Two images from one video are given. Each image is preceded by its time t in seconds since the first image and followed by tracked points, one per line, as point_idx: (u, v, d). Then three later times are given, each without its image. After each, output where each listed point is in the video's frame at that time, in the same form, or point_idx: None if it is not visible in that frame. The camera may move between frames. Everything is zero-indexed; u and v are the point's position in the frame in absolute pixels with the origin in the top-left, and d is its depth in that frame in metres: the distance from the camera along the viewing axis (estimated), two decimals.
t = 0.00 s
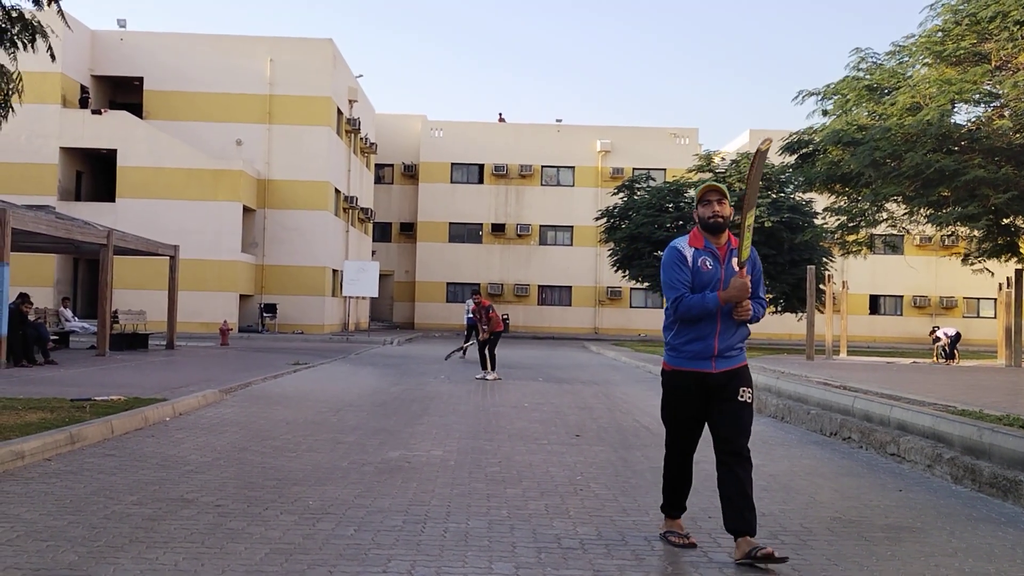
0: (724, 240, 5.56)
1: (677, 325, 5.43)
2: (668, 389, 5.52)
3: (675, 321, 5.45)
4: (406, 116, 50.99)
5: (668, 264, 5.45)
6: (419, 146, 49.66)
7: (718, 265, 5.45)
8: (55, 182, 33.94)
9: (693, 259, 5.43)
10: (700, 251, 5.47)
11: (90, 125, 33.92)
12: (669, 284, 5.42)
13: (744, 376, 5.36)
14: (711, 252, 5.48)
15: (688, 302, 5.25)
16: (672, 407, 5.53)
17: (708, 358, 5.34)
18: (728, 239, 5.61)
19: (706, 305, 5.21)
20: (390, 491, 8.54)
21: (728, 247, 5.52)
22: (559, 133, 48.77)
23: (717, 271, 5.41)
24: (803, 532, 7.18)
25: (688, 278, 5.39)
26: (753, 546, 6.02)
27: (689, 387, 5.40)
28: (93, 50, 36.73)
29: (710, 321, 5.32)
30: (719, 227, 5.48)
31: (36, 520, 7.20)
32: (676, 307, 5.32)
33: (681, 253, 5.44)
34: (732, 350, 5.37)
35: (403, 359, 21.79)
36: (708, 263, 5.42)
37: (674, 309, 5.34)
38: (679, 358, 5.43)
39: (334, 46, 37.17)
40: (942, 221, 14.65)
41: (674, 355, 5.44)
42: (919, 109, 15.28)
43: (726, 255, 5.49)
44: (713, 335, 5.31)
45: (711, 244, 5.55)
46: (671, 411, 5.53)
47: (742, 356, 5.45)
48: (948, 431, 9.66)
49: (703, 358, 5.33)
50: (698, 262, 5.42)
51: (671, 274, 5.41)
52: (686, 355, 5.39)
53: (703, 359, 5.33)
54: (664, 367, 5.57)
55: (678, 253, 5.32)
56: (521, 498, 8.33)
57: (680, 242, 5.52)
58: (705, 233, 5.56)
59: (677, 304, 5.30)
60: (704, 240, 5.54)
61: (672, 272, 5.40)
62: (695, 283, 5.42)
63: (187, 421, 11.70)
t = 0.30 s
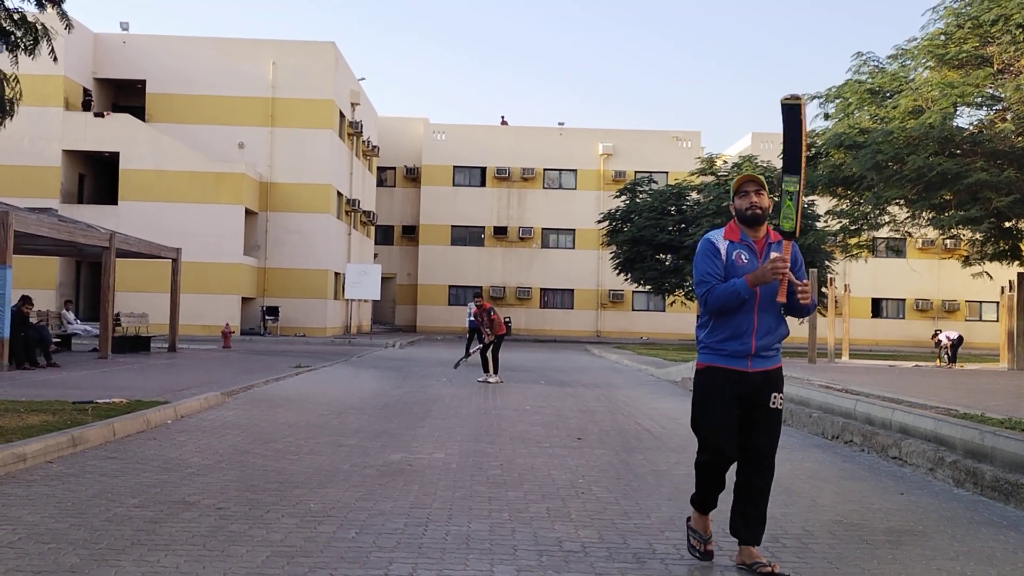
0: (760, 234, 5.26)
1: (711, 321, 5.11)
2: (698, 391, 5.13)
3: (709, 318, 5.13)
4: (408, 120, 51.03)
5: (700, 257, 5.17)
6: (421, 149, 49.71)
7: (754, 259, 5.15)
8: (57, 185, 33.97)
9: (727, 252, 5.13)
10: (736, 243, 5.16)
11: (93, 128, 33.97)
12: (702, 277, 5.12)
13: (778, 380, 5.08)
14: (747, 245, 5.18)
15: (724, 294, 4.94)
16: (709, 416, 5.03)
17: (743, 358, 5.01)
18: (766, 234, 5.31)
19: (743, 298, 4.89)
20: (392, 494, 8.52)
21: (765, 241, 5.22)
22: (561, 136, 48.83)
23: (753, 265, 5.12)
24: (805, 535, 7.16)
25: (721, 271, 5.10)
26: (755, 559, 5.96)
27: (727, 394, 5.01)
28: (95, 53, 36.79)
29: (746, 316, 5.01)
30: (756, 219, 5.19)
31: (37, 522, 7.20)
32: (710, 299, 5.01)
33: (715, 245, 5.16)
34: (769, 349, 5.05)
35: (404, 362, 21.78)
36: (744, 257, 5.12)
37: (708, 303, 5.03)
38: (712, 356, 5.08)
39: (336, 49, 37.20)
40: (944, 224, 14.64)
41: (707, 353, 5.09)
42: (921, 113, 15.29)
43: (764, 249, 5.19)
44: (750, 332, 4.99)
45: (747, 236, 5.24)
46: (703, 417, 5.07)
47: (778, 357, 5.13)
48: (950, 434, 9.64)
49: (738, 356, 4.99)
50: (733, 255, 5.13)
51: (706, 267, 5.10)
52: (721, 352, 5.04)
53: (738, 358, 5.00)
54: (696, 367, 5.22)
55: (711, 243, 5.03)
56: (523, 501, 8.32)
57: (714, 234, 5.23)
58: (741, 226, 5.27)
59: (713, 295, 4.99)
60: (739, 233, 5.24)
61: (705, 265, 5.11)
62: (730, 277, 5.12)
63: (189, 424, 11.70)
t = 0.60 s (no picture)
0: (786, 237, 5.02)
1: (743, 330, 4.88)
2: (732, 402, 4.92)
3: (740, 327, 4.90)
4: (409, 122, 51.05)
5: (730, 264, 4.89)
6: (422, 152, 49.73)
7: (784, 265, 4.92)
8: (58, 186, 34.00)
9: (759, 258, 4.87)
10: (766, 249, 4.90)
11: (94, 129, 34.00)
12: (733, 285, 4.85)
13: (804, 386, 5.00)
14: (777, 250, 4.94)
15: (764, 308, 4.69)
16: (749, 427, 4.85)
17: (778, 369, 4.83)
18: (792, 236, 5.09)
19: (782, 312, 4.66)
20: (391, 496, 8.53)
21: (793, 245, 4.99)
22: (562, 139, 48.84)
23: (784, 272, 4.89)
24: (804, 538, 7.16)
25: (754, 280, 4.84)
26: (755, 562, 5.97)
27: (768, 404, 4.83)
28: (97, 54, 36.85)
29: (783, 327, 4.81)
30: (784, 222, 4.94)
31: (37, 523, 7.20)
32: (746, 310, 4.75)
33: (747, 250, 4.87)
34: (801, 358, 4.91)
35: (404, 364, 21.79)
36: (776, 264, 4.88)
37: (744, 314, 4.77)
38: (747, 366, 4.86)
39: (338, 51, 37.25)
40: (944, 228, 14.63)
41: (740, 364, 4.88)
42: (922, 116, 15.31)
43: (793, 255, 4.97)
44: (785, 343, 4.80)
45: (774, 240, 5.00)
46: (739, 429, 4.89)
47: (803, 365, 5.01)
48: (950, 439, 9.63)
49: (774, 367, 4.81)
50: (765, 261, 4.87)
51: (738, 275, 4.83)
52: (755, 364, 4.84)
53: (775, 369, 4.81)
54: (724, 375, 5.01)
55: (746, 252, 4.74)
56: (523, 503, 8.33)
57: (742, 239, 4.96)
58: (767, 229, 5.00)
59: (748, 308, 4.73)
60: (766, 236, 4.98)
61: (738, 272, 4.83)
62: (762, 284, 4.87)
63: (189, 426, 11.71)
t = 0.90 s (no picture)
0: (809, 226, 4.60)
1: (771, 326, 4.40)
2: (760, 404, 4.42)
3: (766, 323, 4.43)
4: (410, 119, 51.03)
5: (752, 255, 4.42)
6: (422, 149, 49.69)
7: (810, 255, 4.48)
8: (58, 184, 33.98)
9: (783, 248, 4.42)
10: (788, 239, 4.46)
11: (94, 126, 33.97)
12: (757, 278, 4.37)
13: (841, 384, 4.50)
14: (800, 240, 4.50)
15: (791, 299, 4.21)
16: (766, 433, 4.38)
17: (812, 365, 4.36)
18: (813, 225, 4.66)
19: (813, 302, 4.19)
20: (392, 493, 8.53)
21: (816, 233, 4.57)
22: (563, 136, 48.82)
23: (810, 262, 4.44)
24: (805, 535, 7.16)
25: (778, 271, 4.38)
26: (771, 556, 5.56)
27: (799, 405, 4.32)
28: (97, 51, 36.83)
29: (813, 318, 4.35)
30: (805, 211, 4.51)
31: (39, 520, 7.21)
32: (768, 305, 4.27)
33: (767, 243, 4.42)
34: (833, 353, 4.46)
35: (405, 361, 21.78)
36: (801, 254, 4.44)
37: (769, 308, 4.30)
38: (776, 364, 4.38)
39: (339, 48, 37.21)
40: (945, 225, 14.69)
41: (773, 361, 4.39)
42: (922, 114, 15.31)
43: (818, 244, 4.54)
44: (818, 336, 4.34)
45: (796, 230, 4.56)
46: (763, 434, 4.43)
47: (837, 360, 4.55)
48: (951, 436, 9.64)
49: (807, 363, 4.34)
50: (789, 251, 4.42)
51: (762, 267, 4.36)
52: (787, 361, 4.35)
53: (808, 365, 4.34)
54: (751, 377, 4.51)
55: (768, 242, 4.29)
56: (523, 500, 8.33)
57: (762, 230, 4.51)
58: (787, 219, 4.56)
59: (774, 301, 4.26)
60: (788, 226, 4.54)
61: (758, 265, 4.37)
62: (785, 276, 4.41)
63: (190, 423, 11.70)
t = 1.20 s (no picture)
0: (836, 219, 4.28)
1: (787, 325, 4.14)
2: (771, 401, 4.21)
3: (784, 321, 4.16)
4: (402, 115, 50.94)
5: (769, 250, 4.16)
6: (415, 145, 49.62)
7: (834, 249, 4.16)
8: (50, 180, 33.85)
9: (804, 241, 4.13)
10: (810, 232, 4.16)
11: (85, 122, 33.84)
12: (773, 274, 4.11)
13: (872, 383, 4.06)
14: (824, 232, 4.19)
15: (804, 298, 3.96)
16: (770, 427, 4.25)
17: (832, 365, 4.02)
18: (842, 217, 4.33)
19: (827, 300, 3.91)
20: (384, 489, 8.53)
21: (844, 227, 4.24)
22: (555, 131, 48.80)
23: (833, 256, 4.13)
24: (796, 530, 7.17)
25: (796, 267, 4.10)
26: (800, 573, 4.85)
27: (804, 404, 4.06)
28: (88, 47, 36.69)
29: (833, 317, 4.04)
30: (830, 202, 4.22)
31: (30, 516, 7.19)
32: (786, 303, 4.02)
33: (787, 235, 4.15)
34: (859, 352, 4.08)
35: (397, 357, 21.78)
36: (824, 247, 4.13)
37: (783, 306, 4.05)
38: (790, 364, 4.12)
39: (330, 43, 37.10)
40: (935, 219, 14.94)
41: (788, 363, 4.13)
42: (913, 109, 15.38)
43: (845, 237, 4.21)
44: (837, 335, 4.01)
45: (822, 221, 4.25)
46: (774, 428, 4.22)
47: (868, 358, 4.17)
48: (942, 430, 9.68)
49: (825, 363, 4.02)
50: (810, 245, 4.12)
51: (779, 262, 4.10)
52: (800, 362, 4.08)
53: (827, 366, 4.02)
54: (769, 378, 4.27)
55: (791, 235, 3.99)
56: (516, 496, 8.33)
57: (783, 221, 4.23)
58: (812, 211, 4.27)
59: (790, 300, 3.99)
60: (811, 218, 4.24)
61: (777, 259, 4.10)
62: (804, 272, 4.14)
63: (182, 419, 11.69)
